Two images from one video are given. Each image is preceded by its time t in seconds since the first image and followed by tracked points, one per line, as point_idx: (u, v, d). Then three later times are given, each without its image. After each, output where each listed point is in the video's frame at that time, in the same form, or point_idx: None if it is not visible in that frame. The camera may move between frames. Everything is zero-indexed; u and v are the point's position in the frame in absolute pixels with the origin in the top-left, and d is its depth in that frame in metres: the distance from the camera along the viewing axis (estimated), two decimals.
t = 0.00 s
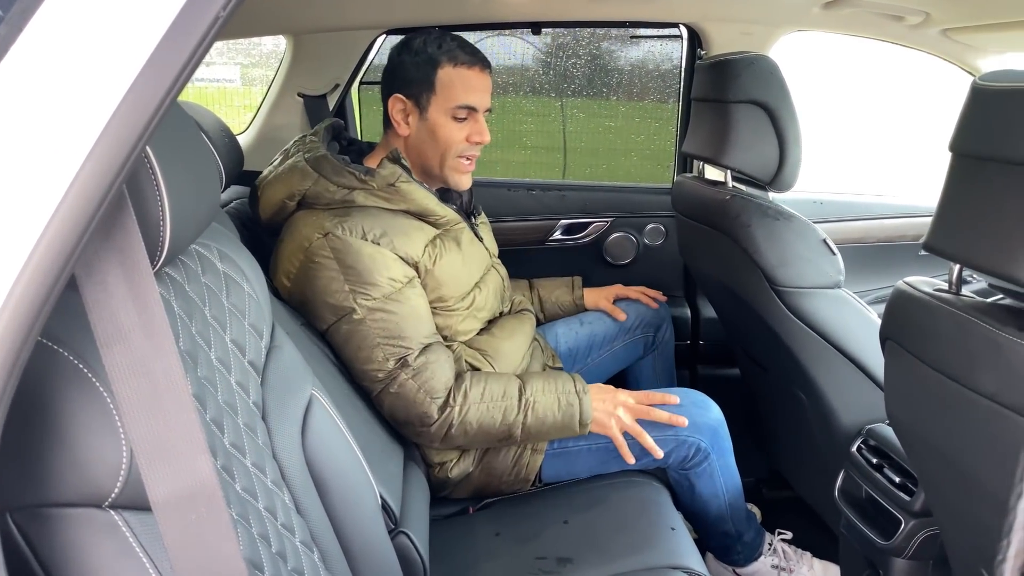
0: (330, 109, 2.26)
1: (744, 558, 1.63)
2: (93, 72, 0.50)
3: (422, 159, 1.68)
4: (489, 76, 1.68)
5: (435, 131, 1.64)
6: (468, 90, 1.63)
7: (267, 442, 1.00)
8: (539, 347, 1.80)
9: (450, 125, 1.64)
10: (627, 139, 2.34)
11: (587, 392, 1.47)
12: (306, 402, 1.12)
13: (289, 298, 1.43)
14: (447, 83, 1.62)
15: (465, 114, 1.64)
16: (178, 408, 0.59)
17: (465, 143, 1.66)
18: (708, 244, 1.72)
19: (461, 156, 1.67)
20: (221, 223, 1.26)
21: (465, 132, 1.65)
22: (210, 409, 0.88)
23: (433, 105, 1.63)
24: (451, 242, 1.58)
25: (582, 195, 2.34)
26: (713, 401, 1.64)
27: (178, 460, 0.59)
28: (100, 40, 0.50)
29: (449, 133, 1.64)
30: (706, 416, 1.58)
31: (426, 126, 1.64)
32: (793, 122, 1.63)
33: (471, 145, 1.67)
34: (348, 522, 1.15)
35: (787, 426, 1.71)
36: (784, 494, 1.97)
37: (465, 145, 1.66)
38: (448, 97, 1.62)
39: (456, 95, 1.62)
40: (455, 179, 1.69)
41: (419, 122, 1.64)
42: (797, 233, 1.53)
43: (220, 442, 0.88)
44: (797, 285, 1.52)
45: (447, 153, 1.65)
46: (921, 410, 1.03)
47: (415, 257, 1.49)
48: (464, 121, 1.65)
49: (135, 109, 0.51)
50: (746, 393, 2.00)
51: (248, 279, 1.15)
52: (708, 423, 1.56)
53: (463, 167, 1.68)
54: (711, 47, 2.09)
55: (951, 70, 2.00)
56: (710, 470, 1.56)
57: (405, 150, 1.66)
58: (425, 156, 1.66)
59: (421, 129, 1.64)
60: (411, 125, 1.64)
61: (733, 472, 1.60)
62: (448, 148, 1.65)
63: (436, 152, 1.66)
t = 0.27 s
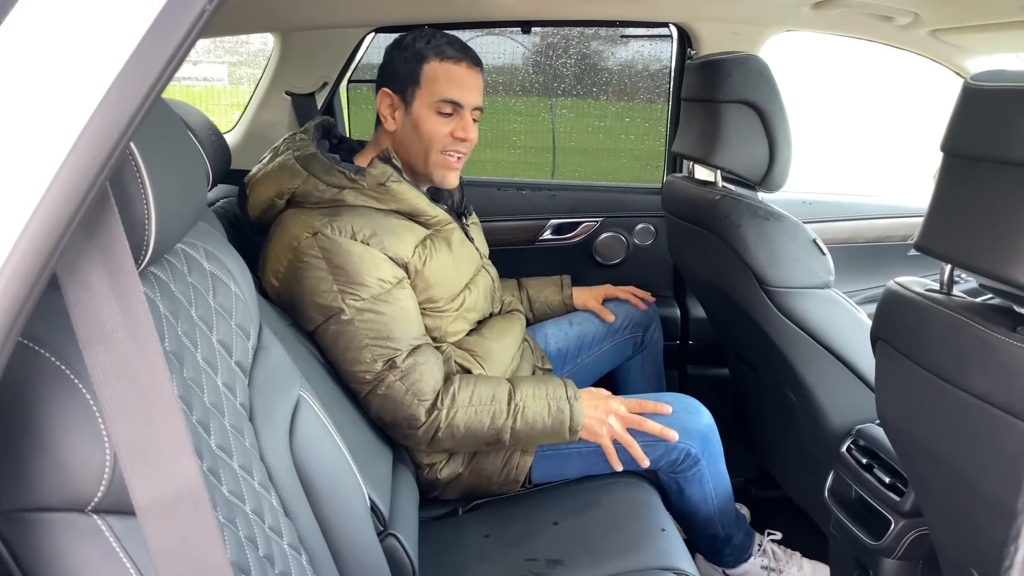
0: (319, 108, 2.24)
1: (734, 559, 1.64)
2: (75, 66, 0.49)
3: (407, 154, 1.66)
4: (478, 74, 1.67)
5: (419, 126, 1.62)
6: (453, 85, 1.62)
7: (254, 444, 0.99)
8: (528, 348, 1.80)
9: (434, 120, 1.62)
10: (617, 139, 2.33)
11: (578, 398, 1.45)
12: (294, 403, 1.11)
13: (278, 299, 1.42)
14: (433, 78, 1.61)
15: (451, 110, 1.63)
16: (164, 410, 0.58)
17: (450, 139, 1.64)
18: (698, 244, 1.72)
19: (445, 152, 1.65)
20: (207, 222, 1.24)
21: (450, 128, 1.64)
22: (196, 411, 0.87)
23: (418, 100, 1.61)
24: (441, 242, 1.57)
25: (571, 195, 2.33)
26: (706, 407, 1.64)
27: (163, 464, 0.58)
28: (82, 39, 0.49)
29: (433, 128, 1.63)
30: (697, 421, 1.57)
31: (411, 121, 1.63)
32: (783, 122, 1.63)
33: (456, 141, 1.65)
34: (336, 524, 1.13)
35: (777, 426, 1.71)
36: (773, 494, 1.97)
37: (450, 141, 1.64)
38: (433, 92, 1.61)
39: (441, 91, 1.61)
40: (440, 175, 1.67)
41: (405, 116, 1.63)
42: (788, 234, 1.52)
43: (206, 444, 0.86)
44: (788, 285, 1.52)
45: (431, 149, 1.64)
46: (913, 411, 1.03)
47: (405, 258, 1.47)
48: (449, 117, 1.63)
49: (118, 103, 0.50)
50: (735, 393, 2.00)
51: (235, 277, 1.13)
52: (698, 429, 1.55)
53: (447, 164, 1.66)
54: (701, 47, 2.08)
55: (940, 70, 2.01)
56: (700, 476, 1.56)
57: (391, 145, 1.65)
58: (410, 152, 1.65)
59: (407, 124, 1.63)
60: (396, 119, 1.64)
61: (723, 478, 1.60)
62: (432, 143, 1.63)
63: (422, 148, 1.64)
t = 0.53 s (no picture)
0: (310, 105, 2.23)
1: (728, 561, 1.63)
2: (64, 67, 0.51)
3: (395, 149, 1.64)
4: (468, 69, 1.65)
5: (407, 120, 1.61)
6: (441, 78, 1.60)
7: (245, 446, 0.97)
8: (522, 348, 1.78)
9: (421, 114, 1.60)
10: (610, 138, 2.32)
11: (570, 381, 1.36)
12: (285, 404, 1.09)
13: (267, 297, 1.39)
14: (420, 71, 1.59)
15: (439, 103, 1.61)
16: (154, 412, 0.56)
17: (438, 134, 1.62)
18: (692, 243, 1.71)
19: (433, 147, 1.63)
20: (198, 220, 1.22)
21: (437, 122, 1.62)
22: (187, 412, 0.85)
23: (405, 93, 1.60)
24: (434, 241, 1.56)
25: (564, 194, 2.32)
26: (701, 409, 1.64)
27: (154, 468, 0.56)
28: (69, 41, 0.51)
29: (420, 122, 1.61)
30: (691, 422, 1.57)
31: (398, 115, 1.61)
32: (778, 121, 1.62)
33: (443, 136, 1.63)
34: (328, 527, 1.11)
35: (771, 426, 1.71)
36: (766, 494, 1.97)
37: (437, 136, 1.63)
38: (420, 85, 1.59)
39: (428, 84, 1.59)
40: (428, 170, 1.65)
41: (392, 110, 1.61)
42: (784, 234, 1.52)
43: (197, 446, 0.84)
44: (784, 285, 1.51)
45: (418, 143, 1.62)
46: (911, 411, 1.03)
47: (395, 256, 1.46)
48: (437, 110, 1.61)
49: (105, 101, 0.51)
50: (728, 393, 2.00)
51: (225, 276, 1.11)
52: (693, 430, 1.55)
53: (435, 159, 1.64)
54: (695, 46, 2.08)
55: (934, 70, 2.01)
56: (694, 478, 1.55)
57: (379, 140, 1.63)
58: (398, 147, 1.63)
59: (395, 118, 1.61)
60: (385, 114, 1.62)
61: (718, 481, 1.59)
62: (419, 138, 1.62)
63: (409, 142, 1.62)
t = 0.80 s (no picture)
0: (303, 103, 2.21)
1: (725, 563, 1.63)
2: (55, 62, 0.49)
3: (390, 151, 1.63)
4: (468, 73, 1.64)
5: (403, 123, 1.59)
6: (440, 82, 1.59)
7: (239, 449, 0.95)
8: (517, 349, 1.77)
9: (417, 118, 1.59)
10: (606, 137, 2.31)
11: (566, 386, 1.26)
12: (279, 406, 1.07)
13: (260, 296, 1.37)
14: (420, 75, 1.58)
15: (436, 108, 1.60)
16: (146, 417, 0.54)
17: (434, 139, 1.61)
18: (688, 243, 1.70)
19: (428, 151, 1.62)
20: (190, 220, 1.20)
21: (433, 127, 1.61)
22: (179, 416, 0.83)
23: (404, 96, 1.58)
24: (429, 241, 1.55)
25: (558, 196, 2.30)
26: (698, 410, 1.63)
27: (146, 474, 0.55)
28: (59, 36, 0.49)
29: (416, 126, 1.60)
30: (688, 424, 1.56)
31: (395, 117, 1.59)
32: (775, 120, 1.61)
33: (439, 140, 1.62)
34: (323, 531, 1.10)
35: (767, 427, 1.70)
36: (762, 495, 1.96)
37: (433, 140, 1.62)
38: (419, 88, 1.58)
39: (427, 88, 1.58)
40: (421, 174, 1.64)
41: (389, 111, 1.60)
42: (781, 234, 1.51)
43: (190, 450, 0.83)
44: (781, 285, 1.51)
45: (413, 147, 1.61)
46: (911, 412, 1.02)
47: (389, 257, 1.44)
48: (433, 115, 1.60)
49: (96, 96, 0.49)
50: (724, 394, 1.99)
51: (218, 277, 1.09)
52: (690, 431, 1.54)
53: (430, 164, 1.64)
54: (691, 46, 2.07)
55: (930, 69, 2.01)
56: (691, 479, 1.54)
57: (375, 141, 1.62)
58: (392, 149, 1.62)
59: (392, 120, 1.60)
60: (382, 114, 1.61)
61: (714, 480, 1.59)
62: (414, 141, 1.61)
63: (404, 145, 1.61)
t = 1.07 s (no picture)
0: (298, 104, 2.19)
1: (721, 564, 1.61)
2: (47, 63, 0.48)
3: (396, 154, 1.62)
4: (475, 77, 1.63)
5: (409, 126, 1.59)
6: (446, 85, 1.57)
7: (233, 455, 0.94)
8: (513, 351, 1.75)
9: (423, 121, 1.58)
10: (601, 139, 2.31)
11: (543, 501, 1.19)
12: (273, 411, 1.06)
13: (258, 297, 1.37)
14: (425, 78, 1.56)
15: (442, 111, 1.59)
16: (138, 425, 0.53)
17: (439, 142, 1.60)
18: (684, 246, 1.70)
19: (434, 154, 1.61)
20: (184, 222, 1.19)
21: (439, 130, 1.59)
22: (172, 421, 0.82)
23: (409, 99, 1.58)
24: (430, 245, 1.55)
25: (555, 196, 2.30)
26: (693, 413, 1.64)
27: (138, 484, 0.54)
28: (46, 38, 0.48)
29: (421, 130, 1.58)
30: (684, 427, 1.56)
31: (401, 120, 1.59)
32: (772, 122, 1.61)
33: (445, 144, 1.61)
34: (318, 536, 1.09)
35: (763, 430, 1.69)
36: (758, 497, 1.96)
37: (438, 144, 1.60)
38: (425, 92, 1.57)
39: (432, 91, 1.57)
40: (426, 177, 1.63)
41: (395, 114, 1.59)
42: (780, 238, 1.51)
43: (183, 456, 0.82)
44: (778, 288, 1.51)
45: (419, 150, 1.60)
46: (909, 415, 1.02)
47: (390, 262, 1.44)
48: (439, 118, 1.59)
49: (89, 98, 0.48)
50: (720, 396, 1.99)
51: (212, 280, 1.08)
52: (685, 434, 1.54)
53: (436, 167, 1.62)
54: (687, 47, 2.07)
55: (924, 70, 2.01)
56: (687, 483, 1.54)
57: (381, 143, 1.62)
58: (398, 152, 1.61)
59: (397, 123, 1.59)
60: (388, 117, 1.60)
61: (710, 484, 1.58)
62: (420, 145, 1.60)
63: (410, 148, 1.60)
